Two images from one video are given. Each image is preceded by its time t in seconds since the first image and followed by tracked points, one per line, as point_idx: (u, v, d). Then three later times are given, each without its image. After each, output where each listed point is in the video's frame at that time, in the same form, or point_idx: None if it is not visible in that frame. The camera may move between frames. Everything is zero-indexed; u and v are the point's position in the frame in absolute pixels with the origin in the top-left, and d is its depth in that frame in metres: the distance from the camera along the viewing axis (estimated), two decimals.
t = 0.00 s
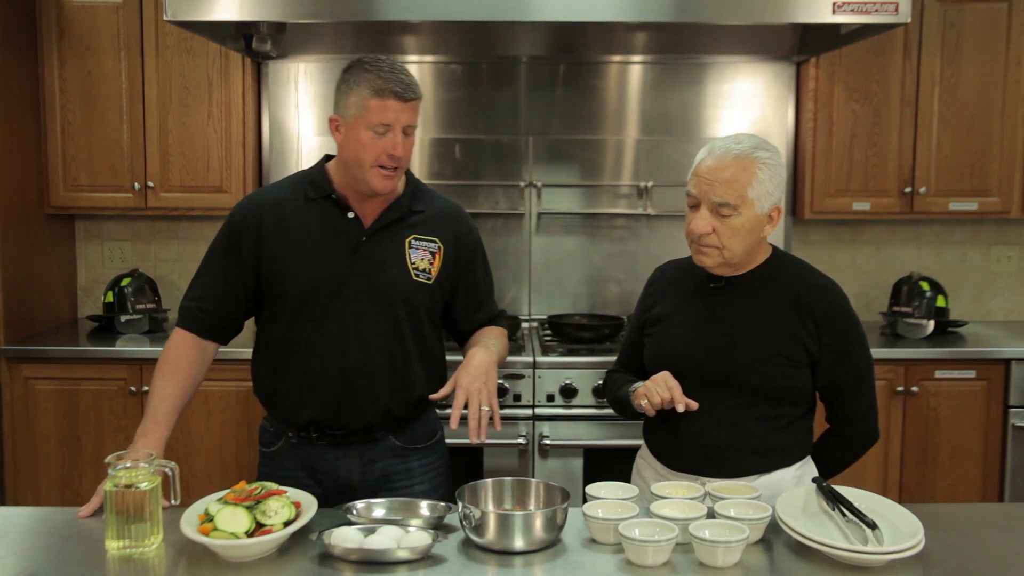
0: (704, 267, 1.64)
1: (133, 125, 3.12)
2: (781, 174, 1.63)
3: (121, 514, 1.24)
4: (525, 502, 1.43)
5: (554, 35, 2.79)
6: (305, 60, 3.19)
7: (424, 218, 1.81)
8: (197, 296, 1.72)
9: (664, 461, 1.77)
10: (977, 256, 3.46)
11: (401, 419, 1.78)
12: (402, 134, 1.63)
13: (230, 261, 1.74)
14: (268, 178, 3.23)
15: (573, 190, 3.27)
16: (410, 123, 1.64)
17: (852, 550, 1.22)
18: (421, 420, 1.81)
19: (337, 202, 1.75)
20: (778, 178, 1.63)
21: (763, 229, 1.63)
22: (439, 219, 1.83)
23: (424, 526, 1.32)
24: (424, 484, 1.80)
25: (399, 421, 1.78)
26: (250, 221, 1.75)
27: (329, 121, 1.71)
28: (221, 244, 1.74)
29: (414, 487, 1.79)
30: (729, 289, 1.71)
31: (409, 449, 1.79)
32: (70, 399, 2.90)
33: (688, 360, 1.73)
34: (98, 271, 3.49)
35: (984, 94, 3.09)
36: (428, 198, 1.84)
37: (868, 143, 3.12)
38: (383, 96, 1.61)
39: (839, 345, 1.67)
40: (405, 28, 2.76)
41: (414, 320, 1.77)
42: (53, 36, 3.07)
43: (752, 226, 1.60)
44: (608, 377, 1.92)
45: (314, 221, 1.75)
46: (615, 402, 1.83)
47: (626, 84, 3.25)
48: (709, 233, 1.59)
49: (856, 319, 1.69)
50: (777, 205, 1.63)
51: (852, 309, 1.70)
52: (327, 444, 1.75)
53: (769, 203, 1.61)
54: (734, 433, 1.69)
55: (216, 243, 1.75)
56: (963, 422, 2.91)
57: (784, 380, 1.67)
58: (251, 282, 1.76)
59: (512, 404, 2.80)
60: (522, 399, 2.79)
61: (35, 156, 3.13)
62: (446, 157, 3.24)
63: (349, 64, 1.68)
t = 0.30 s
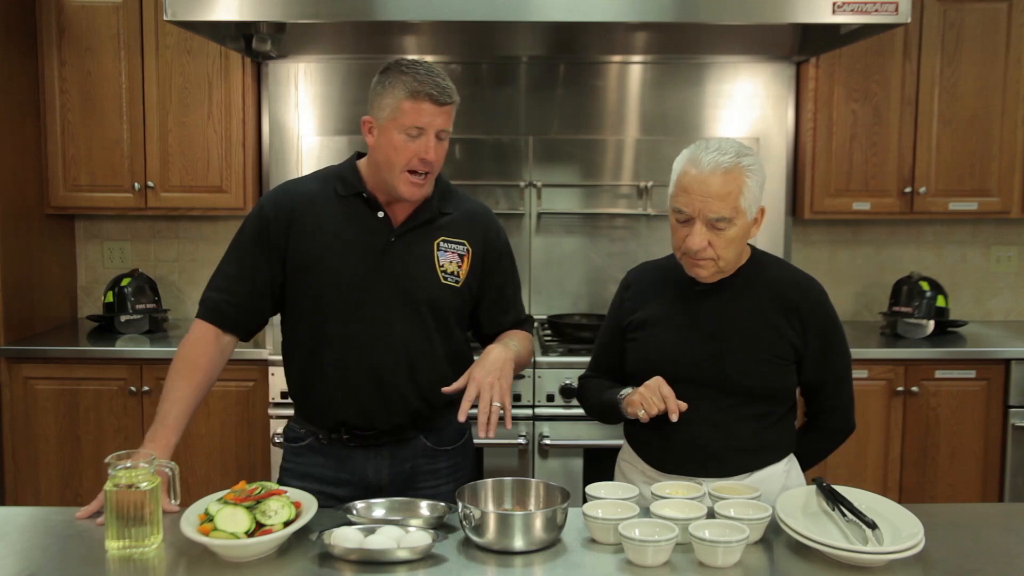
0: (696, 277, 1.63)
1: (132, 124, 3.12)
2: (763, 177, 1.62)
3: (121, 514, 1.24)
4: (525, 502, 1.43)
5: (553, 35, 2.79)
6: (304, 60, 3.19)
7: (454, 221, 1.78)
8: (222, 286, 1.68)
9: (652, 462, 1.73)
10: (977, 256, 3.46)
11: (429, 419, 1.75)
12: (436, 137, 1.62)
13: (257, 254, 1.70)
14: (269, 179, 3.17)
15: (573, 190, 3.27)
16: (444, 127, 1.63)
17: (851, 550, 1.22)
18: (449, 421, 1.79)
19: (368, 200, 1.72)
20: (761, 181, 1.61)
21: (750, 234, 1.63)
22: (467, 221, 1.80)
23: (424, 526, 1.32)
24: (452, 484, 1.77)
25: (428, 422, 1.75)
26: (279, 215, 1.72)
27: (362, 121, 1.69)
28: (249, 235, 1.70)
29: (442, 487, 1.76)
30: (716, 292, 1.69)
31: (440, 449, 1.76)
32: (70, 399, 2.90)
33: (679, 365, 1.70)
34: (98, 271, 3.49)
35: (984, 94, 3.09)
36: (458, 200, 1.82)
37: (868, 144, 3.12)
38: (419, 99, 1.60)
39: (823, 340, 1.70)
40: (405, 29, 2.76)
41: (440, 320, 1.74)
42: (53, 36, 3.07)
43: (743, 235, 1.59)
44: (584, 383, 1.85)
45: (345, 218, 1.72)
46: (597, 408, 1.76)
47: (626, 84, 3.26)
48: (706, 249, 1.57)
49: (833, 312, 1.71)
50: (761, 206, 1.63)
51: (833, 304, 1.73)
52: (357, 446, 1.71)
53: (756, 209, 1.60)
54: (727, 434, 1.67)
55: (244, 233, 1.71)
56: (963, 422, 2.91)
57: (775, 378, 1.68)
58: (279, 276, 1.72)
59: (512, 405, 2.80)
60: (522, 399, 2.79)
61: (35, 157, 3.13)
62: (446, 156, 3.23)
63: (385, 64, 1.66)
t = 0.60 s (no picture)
0: (681, 279, 1.63)
1: (132, 124, 3.12)
2: (747, 179, 1.61)
3: (121, 513, 1.25)
4: (525, 502, 1.43)
5: (553, 35, 2.79)
6: (304, 60, 3.19)
7: (457, 220, 1.79)
8: (219, 287, 1.67)
9: (645, 464, 1.72)
10: (977, 256, 3.46)
11: (435, 421, 1.76)
12: (442, 136, 1.62)
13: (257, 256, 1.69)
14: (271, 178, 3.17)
15: (573, 190, 3.27)
16: (451, 125, 1.62)
17: (851, 550, 1.22)
18: (454, 423, 1.80)
19: (370, 198, 1.72)
20: (745, 183, 1.61)
21: (735, 235, 1.62)
22: (469, 219, 1.80)
23: (424, 526, 1.32)
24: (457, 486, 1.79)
25: (435, 421, 1.76)
26: (279, 216, 1.71)
27: (368, 117, 1.68)
28: (249, 237, 1.69)
29: (448, 490, 1.77)
30: (705, 292, 1.69)
31: (447, 452, 1.77)
32: (70, 399, 2.90)
33: (672, 368, 1.69)
34: (98, 271, 3.49)
35: (984, 94, 3.09)
36: (460, 199, 1.82)
37: (868, 144, 3.12)
38: (427, 96, 1.59)
39: (810, 335, 1.72)
40: (405, 29, 2.76)
41: (444, 319, 1.74)
42: (53, 36, 3.07)
43: (727, 237, 1.59)
44: (572, 388, 1.83)
45: (348, 215, 1.71)
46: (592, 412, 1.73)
47: (626, 84, 3.26)
48: (689, 250, 1.56)
49: (818, 307, 1.72)
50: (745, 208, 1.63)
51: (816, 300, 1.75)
52: (364, 450, 1.72)
53: (740, 211, 1.60)
54: (723, 435, 1.67)
55: (243, 235, 1.70)
56: (963, 422, 2.91)
57: (766, 376, 1.69)
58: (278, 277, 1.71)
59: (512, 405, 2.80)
60: (522, 399, 2.79)
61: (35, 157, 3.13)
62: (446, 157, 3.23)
63: (392, 61, 1.66)
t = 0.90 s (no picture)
0: (668, 275, 1.64)
1: (132, 124, 3.12)
2: (740, 180, 1.61)
3: (121, 513, 1.25)
4: (525, 502, 1.43)
5: (553, 35, 2.79)
6: (304, 60, 3.19)
7: (442, 215, 1.78)
8: (216, 293, 1.68)
9: (639, 464, 1.71)
10: (977, 256, 3.46)
11: (422, 423, 1.75)
12: (423, 129, 1.63)
13: (244, 258, 1.69)
14: (268, 177, 3.22)
15: (573, 190, 3.28)
16: (431, 119, 1.64)
17: (851, 550, 1.22)
18: (441, 427, 1.79)
19: (354, 196, 1.72)
20: (736, 185, 1.60)
21: (724, 235, 1.62)
22: (456, 214, 1.80)
23: (424, 526, 1.32)
24: (441, 492, 1.78)
25: (420, 423, 1.75)
26: (264, 217, 1.70)
27: (350, 113, 1.69)
28: (236, 241, 1.69)
29: (431, 494, 1.76)
30: (700, 291, 1.69)
31: (431, 456, 1.76)
32: (70, 399, 2.90)
33: (665, 366, 1.69)
34: (98, 271, 3.49)
35: (984, 94, 3.08)
36: (445, 193, 1.82)
37: (867, 144, 3.12)
38: (407, 90, 1.60)
39: (804, 336, 1.72)
40: (405, 29, 2.76)
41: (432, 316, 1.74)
42: (53, 36, 3.07)
43: (714, 237, 1.59)
44: (565, 388, 1.83)
45: (333, 214, 1.71)
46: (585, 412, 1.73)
47: (626, 84, 3.26)
48: (673, 246, 1.57)
49: (812, 308, 1.73)
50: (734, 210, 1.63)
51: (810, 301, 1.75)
52: (347, 451, 1.71)
53: (729, 211, 1.59)
54: (720, 434, 1.67)
55: (230, 239, 1.70)
56: (963, 422, 2.91)
57: (759, 375, 1.68)
58: (267, 280, 1.72)
59: (512, 405, 2.79)
60: (522, 399, 2.79)
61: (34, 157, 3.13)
62: (446, 157, 3.24)
63: (372, 56, 1.67)
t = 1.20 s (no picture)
0: (660, 274, 1.64)
1: (132, 125, 3.12)
2: (733, 179, 1.61)
3: (121, 513, 1.25)
4: (525, 502, 1.43)
5: (553, 35, 2.79)
6: (304, 60, 3.19)
7: (434, 211, 1.78)
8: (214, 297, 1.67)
9: (631, 463, 1.72)
10: (977, 257, 3.46)
11: (420, 424, 1.75)
12: (413, 126, 1.63)
13: (239, 262, 1.69)
14: (268, 177, 3.22)
15: (573, 190, 3.28)
16: (421, 116, 1.64)
17: (851, 550, 1.22)
18: (439, 428, 1.78)
19: (345, 196, 1.72)
20: (730, 185, 1.60)
21: (716, 234, 1.62)
22: (450, 211, 1.80)
23: (424, 526, 1.32)
24: (441, 493, 1.77)
25: (417, 424, 1.74)
26: (257, 221, 1.70)
27: (337, 112, 1.68)
28: (230, 246, 1.69)
29: (431, 494, 1.76)
30: (692, 290, 1.70)
31: (429, 458, 1.75)
32: (70, 399, 2.90)
33: (655, 364, 1.69)
34: (98, 271, 3.49)
35: (984, 94, 3.09)
36: (437, 189, 1.82)
37: (867, 144, 3.12)
38: (397, 88, 1.60)
39: (799, 337, 1.72)
40: (405, 29, 2.76)
41: (428, 314, 1.74)
42: (53, 36, 3.07)
43: (706, 235, 1.58)
44: (560, 386, 1.83)
45: (326, 215, 1.71)
46: (579, 412, 1.74)
47: (625, 84, 3.26)
48: (664, 244, 1.57)
49: (808, 310, 1.73)
50: (728, 210, 1.63)
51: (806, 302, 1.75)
52: (344, 453, 1.71)
53: (722, 211, 1.59)
54: (718, 434, 1.67)
55: (224, 244, 1.70)
56: (963, 422, 2.91)
57: (750, 375, 1.68)
58: (263, 284, 1.71)
59: (511, 405, 2.79)
60: (522, 399, 2.79)
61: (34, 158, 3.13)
62: (446, 157, 3.24)
63: (359, 55, 1.67)
